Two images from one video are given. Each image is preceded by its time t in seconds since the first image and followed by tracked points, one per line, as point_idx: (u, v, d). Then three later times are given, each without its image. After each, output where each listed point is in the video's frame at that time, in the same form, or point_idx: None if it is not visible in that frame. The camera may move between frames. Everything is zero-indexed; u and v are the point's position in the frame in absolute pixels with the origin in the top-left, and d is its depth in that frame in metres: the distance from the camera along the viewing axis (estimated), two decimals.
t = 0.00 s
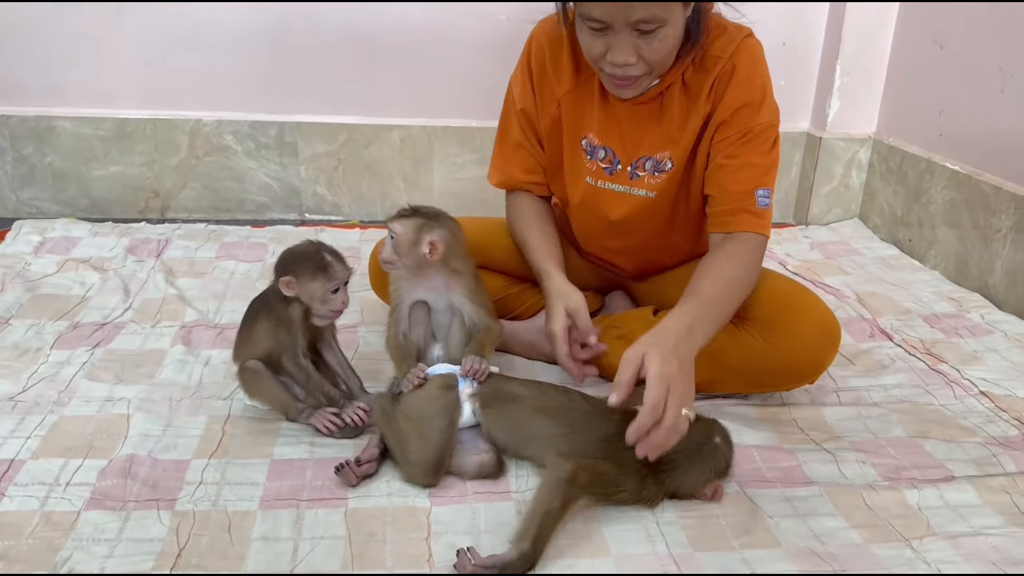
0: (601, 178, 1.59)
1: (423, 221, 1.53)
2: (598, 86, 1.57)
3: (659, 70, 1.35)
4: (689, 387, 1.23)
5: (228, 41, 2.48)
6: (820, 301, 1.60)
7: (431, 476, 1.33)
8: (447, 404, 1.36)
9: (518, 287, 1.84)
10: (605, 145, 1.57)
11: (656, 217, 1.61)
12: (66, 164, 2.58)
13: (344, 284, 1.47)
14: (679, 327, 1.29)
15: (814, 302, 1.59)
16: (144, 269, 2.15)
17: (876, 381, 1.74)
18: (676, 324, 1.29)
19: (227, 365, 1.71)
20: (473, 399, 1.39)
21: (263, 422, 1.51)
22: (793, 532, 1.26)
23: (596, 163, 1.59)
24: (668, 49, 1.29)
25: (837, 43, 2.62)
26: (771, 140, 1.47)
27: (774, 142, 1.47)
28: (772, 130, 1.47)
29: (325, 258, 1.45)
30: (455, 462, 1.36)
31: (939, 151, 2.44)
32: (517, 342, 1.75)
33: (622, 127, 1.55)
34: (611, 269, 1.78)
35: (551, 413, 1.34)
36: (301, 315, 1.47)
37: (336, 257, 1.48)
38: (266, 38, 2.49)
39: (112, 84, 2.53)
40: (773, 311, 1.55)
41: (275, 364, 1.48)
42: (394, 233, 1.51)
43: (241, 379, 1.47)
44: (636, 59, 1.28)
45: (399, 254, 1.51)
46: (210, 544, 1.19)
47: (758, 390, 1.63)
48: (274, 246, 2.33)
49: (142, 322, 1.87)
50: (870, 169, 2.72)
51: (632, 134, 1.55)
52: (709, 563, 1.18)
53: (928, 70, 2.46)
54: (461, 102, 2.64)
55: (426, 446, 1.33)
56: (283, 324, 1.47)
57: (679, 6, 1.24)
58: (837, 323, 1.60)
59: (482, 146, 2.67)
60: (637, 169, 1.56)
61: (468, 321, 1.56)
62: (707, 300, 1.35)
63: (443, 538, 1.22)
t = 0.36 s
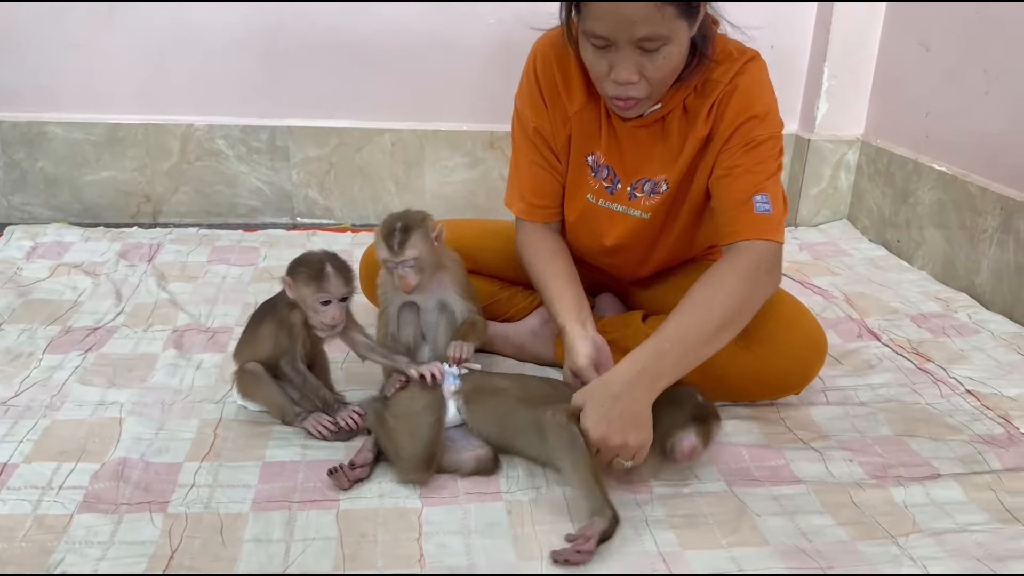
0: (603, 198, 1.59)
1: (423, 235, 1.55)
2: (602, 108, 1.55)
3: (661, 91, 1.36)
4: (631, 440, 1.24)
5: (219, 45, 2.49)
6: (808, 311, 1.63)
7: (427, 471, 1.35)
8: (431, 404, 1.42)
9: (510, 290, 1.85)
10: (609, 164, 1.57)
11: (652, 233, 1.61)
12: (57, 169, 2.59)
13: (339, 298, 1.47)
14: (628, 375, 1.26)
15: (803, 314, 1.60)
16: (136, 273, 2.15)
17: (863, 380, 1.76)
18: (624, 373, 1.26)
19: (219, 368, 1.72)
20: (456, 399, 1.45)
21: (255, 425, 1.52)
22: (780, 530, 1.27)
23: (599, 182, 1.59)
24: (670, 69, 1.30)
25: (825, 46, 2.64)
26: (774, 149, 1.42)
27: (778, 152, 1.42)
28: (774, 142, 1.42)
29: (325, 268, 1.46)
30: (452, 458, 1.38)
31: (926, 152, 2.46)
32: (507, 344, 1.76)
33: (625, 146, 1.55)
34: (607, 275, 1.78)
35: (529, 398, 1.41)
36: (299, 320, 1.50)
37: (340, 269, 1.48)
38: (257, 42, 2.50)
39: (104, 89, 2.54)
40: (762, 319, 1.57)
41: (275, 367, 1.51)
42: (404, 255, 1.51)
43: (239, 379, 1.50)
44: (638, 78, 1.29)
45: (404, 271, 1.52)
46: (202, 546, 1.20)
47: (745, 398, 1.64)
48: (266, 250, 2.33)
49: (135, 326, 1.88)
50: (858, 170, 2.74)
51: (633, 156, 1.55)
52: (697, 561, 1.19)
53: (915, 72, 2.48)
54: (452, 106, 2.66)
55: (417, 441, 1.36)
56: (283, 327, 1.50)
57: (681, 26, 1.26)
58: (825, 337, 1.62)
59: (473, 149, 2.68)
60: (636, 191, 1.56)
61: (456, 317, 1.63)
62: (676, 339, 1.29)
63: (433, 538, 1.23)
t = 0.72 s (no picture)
0: (610, 219, 1.60)
1: (423, 254, 1.55)
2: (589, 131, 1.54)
3: (637, 108, 1.37)
4: (640, 374, 1.31)
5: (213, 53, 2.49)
6: (800, 317, 1.63)
7: (425, 457, 1.37)
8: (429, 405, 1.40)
9: (504, 298, 1.86)
10: (608, 185, 1.56)
11: (658, 236, 1.64)
12: (50, 177, 2.58)
13: (341, 302, 1.46)
14: (657, 312, 1.35)
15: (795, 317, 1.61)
16: (129, 282, 2.14)
17: (858, 387, 1.76)
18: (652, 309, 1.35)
19: (214, 378, 1.71)
20: (456, 398, 1.41)
21: (250, 435, 1.51)
22: (776, 538, 1.27)
23: (603, 206, 1.59)
24: (642, 86, 1.31)
25: (817, 52, 2.65)
26: (778, 132, 1.43)
27: (783, 134, 1.43)
28: (776, 123, 1.43)
29: (322, 276, 1.44)
30: (465, 456, 1.39)
31: (920, 157, 2.47)
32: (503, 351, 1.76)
33: (621, 164, 1.55)
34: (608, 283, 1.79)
35: (523, 375, 1.41)
36: (296, 331, 1.49)
37: (335, 276, 1.46)
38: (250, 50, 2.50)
39: (96, 96, 2.53)
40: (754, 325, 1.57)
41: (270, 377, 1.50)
42: (413, 280, 1.49)
43: (236, 390, 1.49)
44: (611, 98, 1.30)
45: (411, 293, 1.52)
46: (197, 558, 1.19)
47: (740, 403, 1.65)
48: (260, 257, 2.33)
49: (128, 335, 1.87)
50: (851, 176, 2.75)
51: (632, 172, 1.55)
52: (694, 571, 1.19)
53: (907, 77, 2.49)
54: (446, 112, 2.65)
55: (414, 428, 1.37)
56: (279, 339, 1.49)
57: (649, 43, 1.26)
58: (820, 344, 1.62)
59: (467, 156, 2.68)
60: (642, 204, 1.57)
61: (451, 325, 1.64)
62: (703, 290, 1.37)
63: (430, 549, 1.22)
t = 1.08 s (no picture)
0: (587, 211, 1.61)
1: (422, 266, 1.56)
2: (577, 121, 1.59)
3: (632, 103, 1.38)
4: (687, 409, 1.33)
5: (208, 56, 2.49)
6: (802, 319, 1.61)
7: (440, 454, 1.39)
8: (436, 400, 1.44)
9: (501, 300, 1.86)
10: (589, 176, 1.59)
11: (641, 244, 1.63)
12: (46, 180, 2.57)
13: (322, 306, 1.43)
14: (685, 350, 1.36)
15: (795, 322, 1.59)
16: (126, 285, 2.14)
17: (856, 387, 1.77)
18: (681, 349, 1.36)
19: (212, 380, 1.71)
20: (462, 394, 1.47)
21: (249, 438, 1.51)
22: (775, 539, 1.27)
23: (581, 196, 1.61)
24: (636, 82, 1.31)
25: (813, 54, 2.66)
26: (781, 156, 1.45)
27: (785, 159, 1.46)
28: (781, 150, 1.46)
29: (316, 276, 1.45)
30: (468, 458, 1.40)
31: (916, 159, 2.48)
32: (501, 353, 1.76)
33: (606, 158, 1.57)
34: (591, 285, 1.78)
35: (528, 391, 1.46)
36: (300, 334, 1.48)
37: (332, 278, 1.45)
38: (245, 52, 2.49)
39: (93, 99, 2.52)
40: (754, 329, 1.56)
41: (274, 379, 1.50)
42: (416, 293, 1.51)
43: (241, 391, 1.49)
44: (603, 93, 1.31)
45: (416, 306, 1.53)
46: (196, 561, 1.19)
47: (738, 404, 1.64)
48: (257, 260, 2.32)
49: (125, 338, 1.87)
50: (847, 177, 2.76)
51: (615, 167, 1.56)
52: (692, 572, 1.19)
53: (903, 79, 2.49)
54: (442, 114, 2.66)
55: (429, 424, 1.40)
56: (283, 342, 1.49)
57: (641, 40, 1.26)
58: (819, 347, 1.61)
59: (464, 158, 2.68)
60: (622, 202, 1.57)
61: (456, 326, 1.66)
62: (725, 325, 1.39)
63: (429, 551, 1.22)
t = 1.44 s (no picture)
0: (578, 207, 1.61)
1: (426, 281, 1.55)
2: (570, 118, 1.59)
3: (635, 96, 1.37)
4: (558, 408, 1.18)
5: (202, 58, 2.48)
6: (797, 319, 1.64)
7: (422, 467, 1.36)
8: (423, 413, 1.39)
9: (497, 301, 1.86)
10: (582, 173, 1.59)
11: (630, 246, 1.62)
12: (40, 182, 2.56)
13: (318, 309, 1.43)
14: (580, 344, 1.22)
15: (790, 322, 1.61)
16: (120, 287, 2.13)
17: (852, 390, 1.76)
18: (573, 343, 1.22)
19: (206, 383, 1.70)
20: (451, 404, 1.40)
21: (243, 441, 1.51)
22: (771, 543, 1.27)
23: (574, 192, 1.61)
24: (641, 75, 1.31)
25: (809, 55, 2.66)
26: (746, 169, 1.44)
27: (750, 173, 1.44)
28: (749, 163, 1.44)
29: (311, 279, 1.44)
30: (455, 468, 1.38)
31: (912, 160, 2.48)
32: (497, 356, 1.76)
33: (599, 157, 1.56)
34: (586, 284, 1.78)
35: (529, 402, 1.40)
36: (295, 338, 1.48)
37: (326, 281, 1.45)
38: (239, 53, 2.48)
39: (87, 100, 2.51)
40: (749, 328, 1.58)
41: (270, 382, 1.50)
42: (420, 309, 1.50)
43: (237, 393, 1.49)
44: (607, 85, 1.30)
45: (420, 321, 1.52)
46: (190, 567, 1.19)
47: (734, 404, 1.65)
48: (252, 262, 2.32)
49: (120, 341, 1.86)
50: (843, 178, 2.75)
51: (609, 166, 1.56)
52: None
53: (900, 80, 2.49)
54: (438, 115, 2.65)
55: (413, 437, 1.36)
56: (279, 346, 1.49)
57: (649, 34, 1.26)
58: (813, 343, 1.62)
59: (460, 159, 2.68)
60: (613, 202, 1.57)
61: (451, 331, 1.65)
62: (627, 324, 1.26)
63: (424, 556, 1.22)
